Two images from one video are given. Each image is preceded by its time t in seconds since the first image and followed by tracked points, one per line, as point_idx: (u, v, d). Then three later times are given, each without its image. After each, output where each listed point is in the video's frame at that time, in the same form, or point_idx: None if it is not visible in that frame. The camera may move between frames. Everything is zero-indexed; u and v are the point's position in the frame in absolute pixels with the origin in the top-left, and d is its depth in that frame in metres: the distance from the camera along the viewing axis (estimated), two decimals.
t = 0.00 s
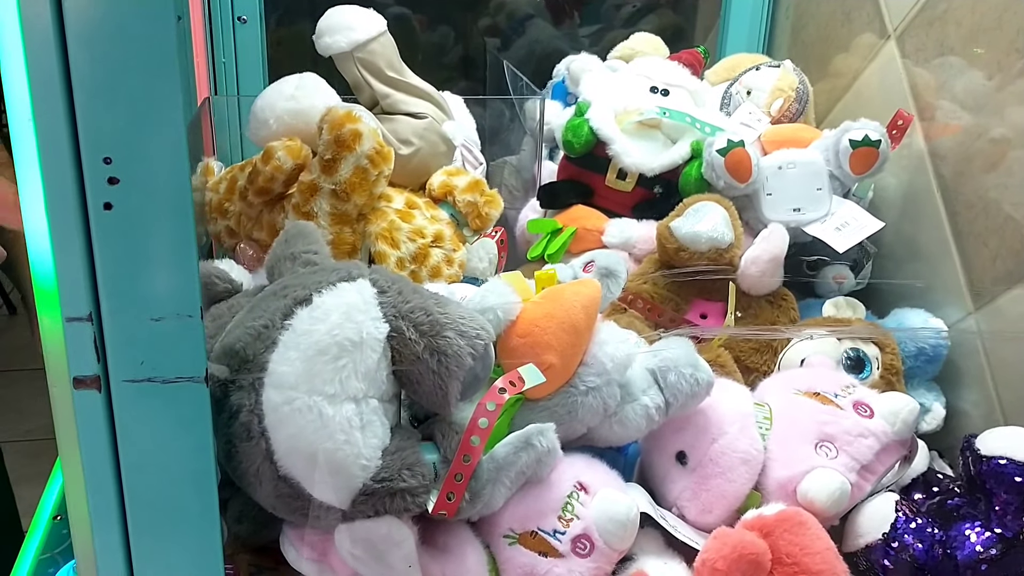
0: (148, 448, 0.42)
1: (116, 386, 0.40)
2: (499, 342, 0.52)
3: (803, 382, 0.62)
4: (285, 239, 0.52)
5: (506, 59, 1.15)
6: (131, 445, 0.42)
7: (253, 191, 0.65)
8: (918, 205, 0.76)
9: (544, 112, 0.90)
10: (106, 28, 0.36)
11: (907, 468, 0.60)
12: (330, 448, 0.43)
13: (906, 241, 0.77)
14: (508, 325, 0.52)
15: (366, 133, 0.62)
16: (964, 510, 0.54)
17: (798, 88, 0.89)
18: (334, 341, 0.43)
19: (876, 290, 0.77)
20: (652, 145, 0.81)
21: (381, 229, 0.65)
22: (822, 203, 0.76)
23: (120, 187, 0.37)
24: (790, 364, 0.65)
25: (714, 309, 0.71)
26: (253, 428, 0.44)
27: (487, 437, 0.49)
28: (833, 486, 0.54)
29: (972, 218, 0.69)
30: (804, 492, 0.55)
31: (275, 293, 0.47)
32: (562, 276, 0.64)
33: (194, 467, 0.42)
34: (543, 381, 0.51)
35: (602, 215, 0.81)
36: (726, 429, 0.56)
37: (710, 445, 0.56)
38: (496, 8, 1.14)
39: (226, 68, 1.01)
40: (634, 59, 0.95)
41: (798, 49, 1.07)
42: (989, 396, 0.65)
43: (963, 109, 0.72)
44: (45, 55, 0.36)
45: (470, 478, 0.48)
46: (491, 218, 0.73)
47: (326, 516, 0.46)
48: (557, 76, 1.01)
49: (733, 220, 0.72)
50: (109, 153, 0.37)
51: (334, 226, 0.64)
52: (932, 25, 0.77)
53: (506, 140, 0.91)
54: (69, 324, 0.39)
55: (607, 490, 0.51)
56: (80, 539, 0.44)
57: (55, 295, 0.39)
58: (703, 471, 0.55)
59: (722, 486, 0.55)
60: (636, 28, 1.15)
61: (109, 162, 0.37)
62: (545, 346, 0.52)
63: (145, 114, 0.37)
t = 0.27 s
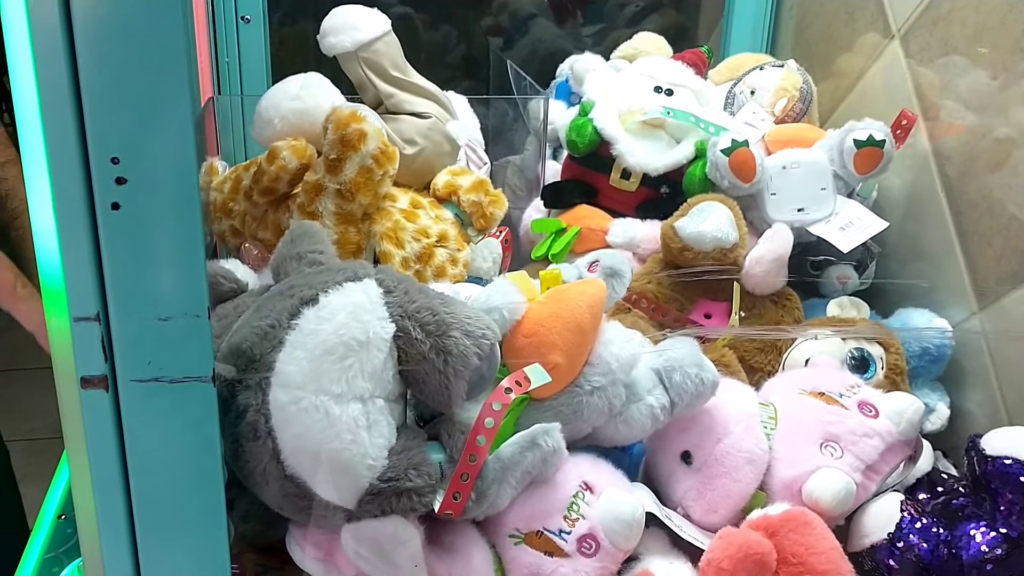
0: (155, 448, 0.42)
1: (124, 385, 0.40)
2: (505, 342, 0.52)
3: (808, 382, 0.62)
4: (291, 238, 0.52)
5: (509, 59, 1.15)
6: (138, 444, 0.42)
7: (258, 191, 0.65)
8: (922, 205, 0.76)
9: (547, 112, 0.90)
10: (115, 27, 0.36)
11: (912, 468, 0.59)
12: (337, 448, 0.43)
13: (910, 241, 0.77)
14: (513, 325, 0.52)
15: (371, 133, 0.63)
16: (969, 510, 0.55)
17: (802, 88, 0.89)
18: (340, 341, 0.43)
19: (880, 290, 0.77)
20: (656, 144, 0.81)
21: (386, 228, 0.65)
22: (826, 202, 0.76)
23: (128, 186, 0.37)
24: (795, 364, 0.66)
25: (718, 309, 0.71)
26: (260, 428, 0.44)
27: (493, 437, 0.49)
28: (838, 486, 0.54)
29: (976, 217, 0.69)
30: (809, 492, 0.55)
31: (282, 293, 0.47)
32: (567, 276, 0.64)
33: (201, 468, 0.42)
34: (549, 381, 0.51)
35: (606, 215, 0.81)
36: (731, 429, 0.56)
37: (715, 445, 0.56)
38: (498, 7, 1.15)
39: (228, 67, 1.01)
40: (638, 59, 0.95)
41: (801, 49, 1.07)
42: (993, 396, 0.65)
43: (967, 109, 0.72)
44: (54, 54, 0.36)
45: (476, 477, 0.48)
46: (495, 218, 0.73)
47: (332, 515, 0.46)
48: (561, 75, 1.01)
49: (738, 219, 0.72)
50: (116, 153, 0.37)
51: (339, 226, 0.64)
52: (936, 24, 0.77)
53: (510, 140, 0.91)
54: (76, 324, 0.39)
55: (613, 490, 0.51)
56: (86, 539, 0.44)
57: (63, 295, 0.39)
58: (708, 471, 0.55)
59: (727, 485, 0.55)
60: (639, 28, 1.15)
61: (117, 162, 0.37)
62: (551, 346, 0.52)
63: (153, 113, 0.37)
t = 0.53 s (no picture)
0: (161, 446, 0.42)
1: (131, 384, 0.41)
2: (509, 342, 0.52)
3: (812, 382, 0.62)
4: (297, 238, 0.52)
5: (512, 58, 1.15)
6: (145, 443, 0.42)
7: (262, 191, 0.65)
8: (926, 205, 0.76)
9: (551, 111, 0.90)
10: (124, 27, 0.36)
11: (915, 468, 0.60)
12: (343, 447, 0.43)
13: (914, 241, 0.78)
14: (518, 325, 0.52)
15: (376, 133, 0.62)
16: (971, 511, 0.55)
17: (805, 89, 0.89)
18: (347, 340, 0.44)
19: (883, 290, 0.77)
20: (660, 145, 0.81)
21: (391, 228, 0.65)
22: (830, 203, 0.76)
23: (136, 186, 0.38)
24: (798, 364, 0.66)
25: (722, 309, 0.71)
26: (266, 427, 0.44)
27: (498, 436, 0.48)
28: (842, 486, 0.54)
29: (979, 218, 0.69)
30: (813, 492, 0.55)
31: (288, 292, 0.47)
32: (571, 276, 0.64)
33: (207, 467, 0.42)
34: (554, 381, 0.52)
35: (609, 214, 0.81)
36: (735, 429, 0.56)
37: (718, 445, 0.56)
38: (502, 7, 1.15)
39: (232, 66, 1.01)
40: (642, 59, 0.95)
41: (804, 50, 1.07)
42: (996, 396, 0.65)
43: (971, 110, 0.72)
44: (63, 54, 0.36)
45: (481, 476, 0.48)
46: (499, 218, 0.74)
47: (337, 514, 0.46)
48: (564, 75, 1.02)
49: (741, 220, 0.73)
50: (125, 153, 0.37)
51: (344, 226, 0.64)
52: (940, 25, 0.77)
53: (513, 138, 0.93)
54: (84, 323, 0.39)
55: (617, 489, 0.51)
56: (92, 538, 0.44)
57: (71, 294, 0.39)
58: (712, 471, 0.55)
59: (731, 485, 0.55)
60: (642, 28, 1.16)
61: (125, 161, 0.37)
62: (556, 346, 0.52)
63: (162, 113, 0.37)
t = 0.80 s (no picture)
0: (163, 446, 0.42)
1: (133, 384, 0.41)
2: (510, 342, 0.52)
3: (813, 383, 0.62)
4: (299, 238, 0.52)
5: (515, 58, 1.15)
6: (146, 443, 0.42)
7: (265, 190, 0.65)
8: (928, 207, 0.76)
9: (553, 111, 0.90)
10: (127, 28, 0.36)
11: (917, 470, 0.60)
12: (345, 447, 0.43)
13: (916, 243, 0.77)
14: (520, 326, 0.52)
15: (378, 133, 0.63)
16: (972, 513, 0.55)
17: (808, 89, 0.89)
18: (349, 341, 0.44)
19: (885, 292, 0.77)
20: (663, 145, 0.81)
21: (393, 228, 0.65)
22: (832, 204, 0.76)
23: (138, 186, 0.38)
24: (800, 365, 0.66)
25: (724, 310, 0.71)
26: (268, 427, 0.44)
27: (499, 437, 0.48)
28: (843, 488, 0.54)
29: (982, 220, 0.69)
30: (814, 493, 0.55)
31: (291, 292, 0.47)
32: (573, 276, 0.64)
33: (208, 467, 0.42)
34: (555, 382, 0.52)
35: (611, 215, 0.81)
36: (736, 430, 0.56)
37: (720, 446, 0.56)
38: (505, 7, 1.15)
39: (236, 66, 1.02)
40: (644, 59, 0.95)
41: (807, 50, 1.07)
42: (998, 398, 0.65)
43: (974, 111, 0.72)
44: (66, 54, 0.36)
45: (482, 477, 0.48)
46: (501, 218, 0.74)
47: (339, 515, 0.46)
48: (567, 75, 1.02)
49: (744, 221, 0.72)
50: (127, 153, 0.37)
51: (346, 226, 0.64)
52: (943, 26, 0.77)
53: (516, 139, 0.93)
54: (86, 323, 0.39)
55: (618, 491, 0.51)
56: (93, 539, 0.44)
57: (73, 294, 0.39)
58: (714, 472, 0.55)
59: (732, 486, 0.55)
60: (645, 28, 1.15)
61: (128, 162, 0.37)
62: (558, 347, 0.52)
63: (164, 114, 0.37)
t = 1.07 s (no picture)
0: (161, 446, 0.42)
1: (131, 383, 0.40)
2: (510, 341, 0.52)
3: (814, 382, 0.62)
4: (298, 237, 0.52)
5: (515, 57, 1.15)
6: (144, 443, 0.42)
7: (264, 189, 0.65)
8: (928, 206, 0.76)
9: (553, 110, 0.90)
10: (125, 26, 0.36)
11: (917, 469, 0.60)
12: (344, 447, 0.43)
13: (916, 242, 0.77)
14: (520, 325, 0.52)
15: (377, 131, 0.62)
16: (973, 512, 0.55)
17: (808, 88, 0.89)
18: (348, 340, 0.43)
19: (885, 290, 0.77)
20: (662, 144, 0.81)
21: (393, 227, 0.65)
22: (832, 203, 0.76)
23: (136, 185, 0.37)
24: (800, 365, 0.65)
25: (724, 309, 0.71)
26: (267, 427, 0.44)
27: (499, 436, 0.48)
28: (844, 487, 0.54)
29: (982, 219, 0.69)
30: (815, 493, 0.55)
31: (290, 291, 0.47)
32: (573, 275, 0.64)
33: (206, 466, 0.42)
34: (555, 381, 0.51)
35: (611, 214, 0.80)
36: (736, 430, 0.56)
37: (720, 446, 0.56)
38: (504, 6, 1.15)
39: (234, 65, 1.01)
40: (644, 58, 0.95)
41: (807, 49, 1.07)
42: (998, 397, 0.65)
43: (974, 110, 0.72)
44: (63, 52, 0.36)
45: (482, 477, 0.48)
46: (501, 217, 0.74)
47: (337, 515, 0.46)
48: (566, 74, 1.02)
49: (743, 220, 0.72)
50: (125, 152, 0.37)
51: (345, 225, 0.64)
52: (943, 25, 0.77)
53: (515, 138, 0.93)
54: (83, 322, 0.39)
55: (618, 490, 0.51)
56: (91, 540, 0.44)
57: (70, 293, 0.39)
58: (714, 471, 0.55)
59: (732, 486, 0.55)
60: (645, 27, 1.15)
61: (126, 160, 0.37)
62: (558, 346, 0.51)
63: (162, 113, 0.37)
